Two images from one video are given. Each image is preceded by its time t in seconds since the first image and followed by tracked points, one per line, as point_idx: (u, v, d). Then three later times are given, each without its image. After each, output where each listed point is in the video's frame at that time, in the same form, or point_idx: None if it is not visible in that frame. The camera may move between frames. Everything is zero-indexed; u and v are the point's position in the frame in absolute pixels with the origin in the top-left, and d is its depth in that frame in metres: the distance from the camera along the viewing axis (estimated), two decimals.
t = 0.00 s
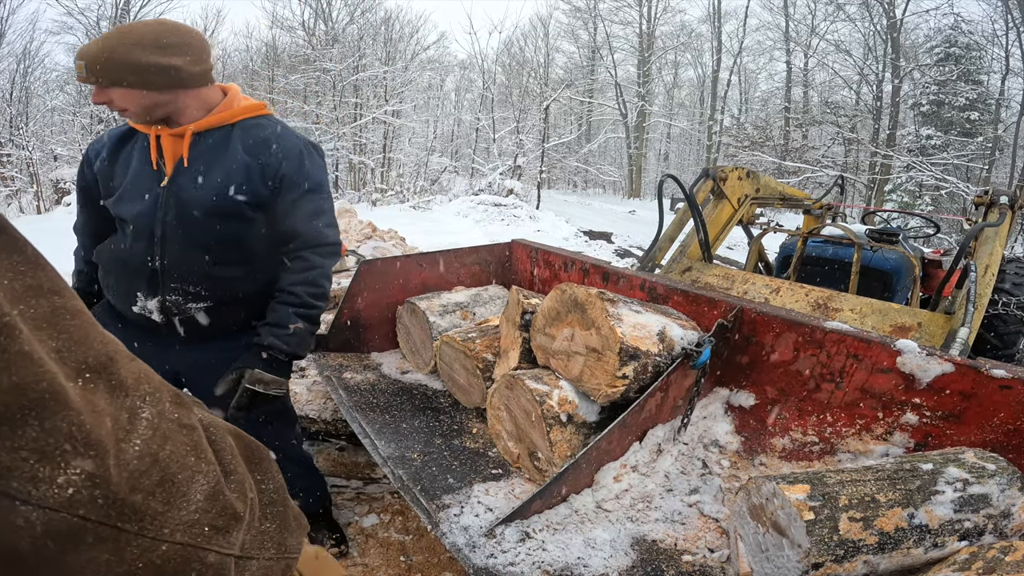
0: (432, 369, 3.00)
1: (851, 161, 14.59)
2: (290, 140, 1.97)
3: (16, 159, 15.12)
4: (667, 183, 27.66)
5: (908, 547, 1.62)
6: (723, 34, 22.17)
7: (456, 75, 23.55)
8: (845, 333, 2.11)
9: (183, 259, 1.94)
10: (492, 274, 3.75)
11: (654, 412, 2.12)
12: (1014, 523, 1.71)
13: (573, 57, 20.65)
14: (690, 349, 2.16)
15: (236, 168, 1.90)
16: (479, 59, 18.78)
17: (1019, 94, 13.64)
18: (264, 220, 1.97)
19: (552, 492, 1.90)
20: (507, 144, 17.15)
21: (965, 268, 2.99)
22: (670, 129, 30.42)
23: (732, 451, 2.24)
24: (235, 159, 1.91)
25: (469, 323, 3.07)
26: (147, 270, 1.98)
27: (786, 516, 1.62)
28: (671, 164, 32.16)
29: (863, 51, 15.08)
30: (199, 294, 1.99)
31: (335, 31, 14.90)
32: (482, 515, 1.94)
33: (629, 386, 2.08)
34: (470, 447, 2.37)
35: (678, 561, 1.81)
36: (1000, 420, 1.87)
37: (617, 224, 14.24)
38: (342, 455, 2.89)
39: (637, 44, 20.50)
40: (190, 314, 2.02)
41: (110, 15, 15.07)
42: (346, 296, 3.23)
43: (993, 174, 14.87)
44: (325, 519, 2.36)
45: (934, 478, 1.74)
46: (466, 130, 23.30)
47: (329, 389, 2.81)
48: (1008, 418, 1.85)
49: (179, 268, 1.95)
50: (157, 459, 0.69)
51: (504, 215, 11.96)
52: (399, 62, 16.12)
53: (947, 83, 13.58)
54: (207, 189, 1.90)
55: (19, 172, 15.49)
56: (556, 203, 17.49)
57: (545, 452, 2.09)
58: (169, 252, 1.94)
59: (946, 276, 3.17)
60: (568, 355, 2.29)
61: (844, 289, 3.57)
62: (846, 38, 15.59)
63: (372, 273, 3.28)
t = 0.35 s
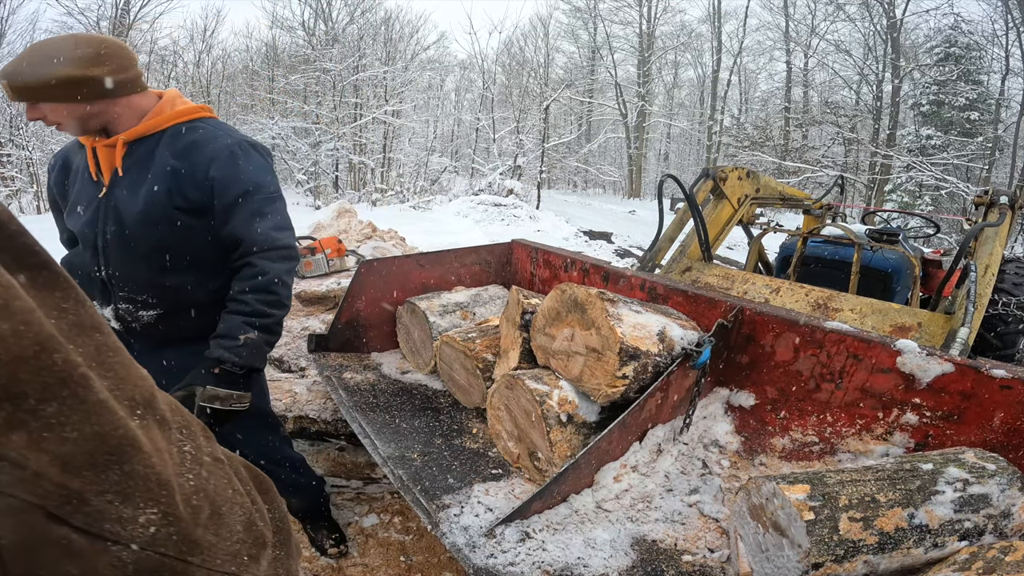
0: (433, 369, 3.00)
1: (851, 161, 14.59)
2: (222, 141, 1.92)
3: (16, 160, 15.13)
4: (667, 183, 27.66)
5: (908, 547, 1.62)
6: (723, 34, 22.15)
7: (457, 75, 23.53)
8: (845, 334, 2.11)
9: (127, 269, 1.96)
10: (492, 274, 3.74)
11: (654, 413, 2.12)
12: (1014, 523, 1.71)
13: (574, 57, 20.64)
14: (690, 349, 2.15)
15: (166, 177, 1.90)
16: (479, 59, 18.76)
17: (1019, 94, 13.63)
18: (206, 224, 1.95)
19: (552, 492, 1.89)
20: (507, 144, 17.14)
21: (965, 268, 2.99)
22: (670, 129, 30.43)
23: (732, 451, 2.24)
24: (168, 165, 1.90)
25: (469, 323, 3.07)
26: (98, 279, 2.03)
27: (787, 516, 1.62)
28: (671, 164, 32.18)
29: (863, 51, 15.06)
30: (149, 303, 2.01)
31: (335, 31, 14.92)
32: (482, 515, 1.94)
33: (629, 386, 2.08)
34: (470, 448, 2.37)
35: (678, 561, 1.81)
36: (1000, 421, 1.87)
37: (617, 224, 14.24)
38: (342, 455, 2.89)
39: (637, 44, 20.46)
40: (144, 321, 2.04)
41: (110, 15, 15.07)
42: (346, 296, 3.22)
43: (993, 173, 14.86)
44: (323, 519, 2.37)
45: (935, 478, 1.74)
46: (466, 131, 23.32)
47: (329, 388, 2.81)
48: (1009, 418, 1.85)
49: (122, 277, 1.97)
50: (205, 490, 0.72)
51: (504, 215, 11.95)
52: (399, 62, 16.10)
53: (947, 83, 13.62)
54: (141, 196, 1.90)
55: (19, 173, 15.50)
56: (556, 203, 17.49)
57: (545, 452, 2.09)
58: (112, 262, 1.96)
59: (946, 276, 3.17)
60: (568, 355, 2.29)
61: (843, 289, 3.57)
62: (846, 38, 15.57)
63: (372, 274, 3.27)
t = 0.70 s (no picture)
0: (432, 369, 3.00)
1: (851, 161, 14.59)
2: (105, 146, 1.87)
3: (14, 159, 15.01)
4: (667, 184, 27.63)
5: (907, 547, 1.62)
6: (723, 34, 22.12)
7: (456, 75, 23.49)
8: (845, 334, 2.11)
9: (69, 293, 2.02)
10: (492, 275, 3.74)
11: (654, 413, 2.12)
12: (1015, 523, 1.70)
13: (574, 57, 20.62)
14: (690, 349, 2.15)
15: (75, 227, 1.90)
16: (479, 59, 18.73)
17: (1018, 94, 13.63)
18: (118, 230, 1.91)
19: (552, 493, 1.89)
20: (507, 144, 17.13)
21: (966, 268, 2.99)
22: (670, 130, 30.42)
23: (732, 450, 2.24)
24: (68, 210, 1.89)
25: (469, 322, 3.07)
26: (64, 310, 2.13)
27: (786, 516, 1.62)
28: (671, 164, 32.19)
29: (862, 51, 15.05)
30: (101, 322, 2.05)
31: (334, 31, 14.92)
32: (482, 515, 1.94)
33: (629, 387, 2.08)
34: (470, 448, 2.37)
35: (678, 560, 1.81)
36: (1000, 420, 1.87)
37: (618, 224, 14.23)
38: (342, 455, 2.86)
39: (637, 44, 20.42)
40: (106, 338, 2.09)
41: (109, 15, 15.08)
42: (345, 295, 3.22)
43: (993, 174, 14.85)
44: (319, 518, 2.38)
45: (935, 478, 1.74)
46: (466, 131, 23.44)
47: (329, 388, 2.81)
48: (1008, 418, 1.85)
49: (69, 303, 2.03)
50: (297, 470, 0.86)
51: (504, 215, 11.96)
52: (399, 61, 16.06)
53: (947, 84, 13.86)
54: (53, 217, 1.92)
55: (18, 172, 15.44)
56: (556, 204, 17.49)
57: (545, 452, 2.09)
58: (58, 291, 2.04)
59: (946, 276, 3.16)
60: (568, 355, 2.29)
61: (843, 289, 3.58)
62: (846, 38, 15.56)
63: (371, 274, 3.27)
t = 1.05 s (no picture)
0: (433, 369, 3.00)
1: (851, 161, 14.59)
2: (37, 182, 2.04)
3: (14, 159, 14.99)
4: (667, 184, 27.63)
5: (907, 547, 1.62)
6: (723, 34, 22.11)
7: (457, 75, 23.48)
8: (845, 334, 2.11)
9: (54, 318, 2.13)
10: (492, 275, 3.75)
11: (654, 412, 2.12)
12: (1014, 523, 1.71)
13: (574, 57, 20.62)
14: (690, 349, 2.15)
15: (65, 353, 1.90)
16: (479, 59, 18.72)
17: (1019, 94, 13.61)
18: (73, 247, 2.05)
19: (552, 492, 1.89)
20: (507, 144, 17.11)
21: (965, 268, 2.99)
22: (670, 129, 30.43)
23: (732, 451, 2.24)
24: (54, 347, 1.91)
25: (469, 323, 3.07)
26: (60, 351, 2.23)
27: (786, 516, 1.62)
28: (671, 164, 32.20)
29: (862, 51, 15.04)
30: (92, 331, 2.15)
31: (334, 31, 14.91)
32: (482, 515, 1.94)
33: (629, 387, 2.08)
34: (469, 448, 2.37)
35: (678, 561, 1.80)
36: (1000, 420, 1.87)
37: (618, 224, 14.24)
38: (341, 455, 2.86)
39: (637, 44, 20.42)
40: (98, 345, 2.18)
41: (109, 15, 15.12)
42: (345, 295, 3.22)
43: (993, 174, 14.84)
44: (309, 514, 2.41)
45: (934, 478, 1.74)
46: (466, 130, 23.46)
47: (329, 388, 2.81)
48: (1009, 418, 1.84)
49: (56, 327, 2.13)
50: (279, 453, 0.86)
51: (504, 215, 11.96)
52: (400, 61, 15.93)
53: (947, 83, 13.56)
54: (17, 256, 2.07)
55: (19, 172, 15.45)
56: (556, 203, 17.51)
57: (545, 452, 2.09)
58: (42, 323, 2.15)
59: (946, 277, 3.16)
60: (568, 355, 2.29)
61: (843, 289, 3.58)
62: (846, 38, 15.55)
63: (372, 274, 3.27)
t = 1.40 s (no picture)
0: (433, 369, 3.00)
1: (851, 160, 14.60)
2: None
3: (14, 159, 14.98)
4: (667, 184, 27.63)
5: (908, 547, 1.62)
6: (723, 34, 22.11)
7: (457, 75, 23.47)
8: (846, 334, 2.10)
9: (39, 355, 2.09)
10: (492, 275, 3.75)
11: (654, 412, 2.12)
12: (1014, 523, 1.71)
13: (574, 57, 20.63)
14: (690, 349, 2.16)
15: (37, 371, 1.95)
16: (479, 59, 18.69)
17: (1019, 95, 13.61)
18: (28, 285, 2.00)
19: (552, 493, 1.89)
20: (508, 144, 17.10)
21: (966, 268, 2.99)
22: (670, 129, 30.45)
23: (732, 451, 2.24)
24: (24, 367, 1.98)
25: (469, 323, 3.07)
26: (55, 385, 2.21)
27: (786, 516, 1.62)
28: (671, 163, 32.21)
29: (862, 51, 15.04)
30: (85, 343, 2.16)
31: (334, 31, 14.90)
32: (481, 515, 1.94)
33: (629, 387, 2.08)
34: (470, 448, 2.37)
35: (678, 561, 1.80)
36: (1000, 420, 1.87)
37: (618, 224, 14.25)
38: (341, 455, 2.86)
39: (637, 44, 20.40)
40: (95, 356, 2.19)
41: (109, 15, 15.12)
42: (346, 295, 3.22)
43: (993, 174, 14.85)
44: (277, 508, 2.47)
45: (934, 478, 1.74)
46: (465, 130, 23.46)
47: (329, 388, 2.82)
48: (1009, 418, 1.84)
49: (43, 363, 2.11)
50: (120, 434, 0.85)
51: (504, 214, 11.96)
52: (399, 62, 15.81)
53: (947, 83, 13.84)
54: None
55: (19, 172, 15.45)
56: (556, 203, 17.52)
57: (545, 452, 2.09)
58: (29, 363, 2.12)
59: (946, 277, 3.16)
60: (568, 355, 2.29)
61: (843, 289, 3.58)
62: (846, 38, 15.54)
63: (372, 273, 3.27)
